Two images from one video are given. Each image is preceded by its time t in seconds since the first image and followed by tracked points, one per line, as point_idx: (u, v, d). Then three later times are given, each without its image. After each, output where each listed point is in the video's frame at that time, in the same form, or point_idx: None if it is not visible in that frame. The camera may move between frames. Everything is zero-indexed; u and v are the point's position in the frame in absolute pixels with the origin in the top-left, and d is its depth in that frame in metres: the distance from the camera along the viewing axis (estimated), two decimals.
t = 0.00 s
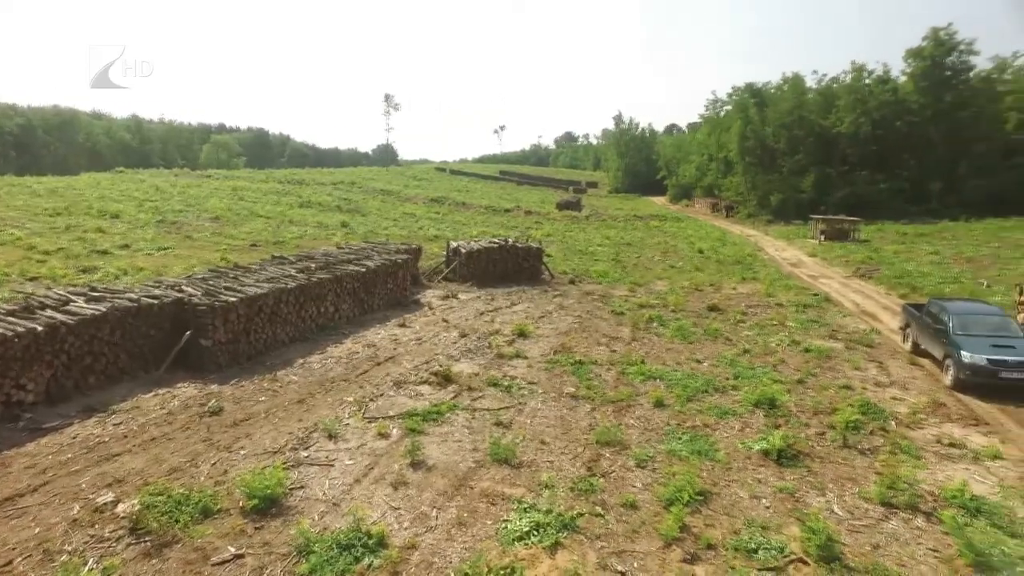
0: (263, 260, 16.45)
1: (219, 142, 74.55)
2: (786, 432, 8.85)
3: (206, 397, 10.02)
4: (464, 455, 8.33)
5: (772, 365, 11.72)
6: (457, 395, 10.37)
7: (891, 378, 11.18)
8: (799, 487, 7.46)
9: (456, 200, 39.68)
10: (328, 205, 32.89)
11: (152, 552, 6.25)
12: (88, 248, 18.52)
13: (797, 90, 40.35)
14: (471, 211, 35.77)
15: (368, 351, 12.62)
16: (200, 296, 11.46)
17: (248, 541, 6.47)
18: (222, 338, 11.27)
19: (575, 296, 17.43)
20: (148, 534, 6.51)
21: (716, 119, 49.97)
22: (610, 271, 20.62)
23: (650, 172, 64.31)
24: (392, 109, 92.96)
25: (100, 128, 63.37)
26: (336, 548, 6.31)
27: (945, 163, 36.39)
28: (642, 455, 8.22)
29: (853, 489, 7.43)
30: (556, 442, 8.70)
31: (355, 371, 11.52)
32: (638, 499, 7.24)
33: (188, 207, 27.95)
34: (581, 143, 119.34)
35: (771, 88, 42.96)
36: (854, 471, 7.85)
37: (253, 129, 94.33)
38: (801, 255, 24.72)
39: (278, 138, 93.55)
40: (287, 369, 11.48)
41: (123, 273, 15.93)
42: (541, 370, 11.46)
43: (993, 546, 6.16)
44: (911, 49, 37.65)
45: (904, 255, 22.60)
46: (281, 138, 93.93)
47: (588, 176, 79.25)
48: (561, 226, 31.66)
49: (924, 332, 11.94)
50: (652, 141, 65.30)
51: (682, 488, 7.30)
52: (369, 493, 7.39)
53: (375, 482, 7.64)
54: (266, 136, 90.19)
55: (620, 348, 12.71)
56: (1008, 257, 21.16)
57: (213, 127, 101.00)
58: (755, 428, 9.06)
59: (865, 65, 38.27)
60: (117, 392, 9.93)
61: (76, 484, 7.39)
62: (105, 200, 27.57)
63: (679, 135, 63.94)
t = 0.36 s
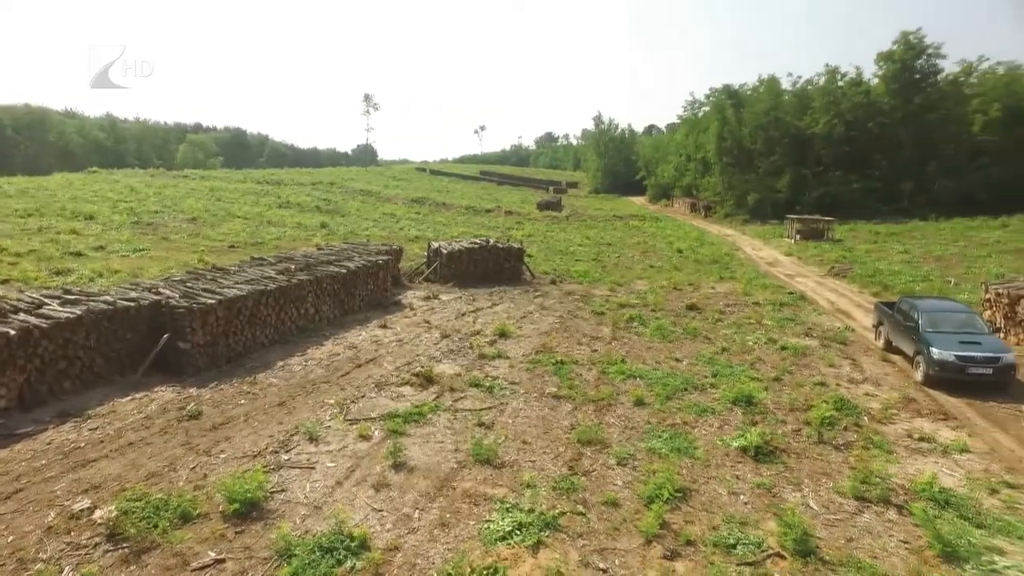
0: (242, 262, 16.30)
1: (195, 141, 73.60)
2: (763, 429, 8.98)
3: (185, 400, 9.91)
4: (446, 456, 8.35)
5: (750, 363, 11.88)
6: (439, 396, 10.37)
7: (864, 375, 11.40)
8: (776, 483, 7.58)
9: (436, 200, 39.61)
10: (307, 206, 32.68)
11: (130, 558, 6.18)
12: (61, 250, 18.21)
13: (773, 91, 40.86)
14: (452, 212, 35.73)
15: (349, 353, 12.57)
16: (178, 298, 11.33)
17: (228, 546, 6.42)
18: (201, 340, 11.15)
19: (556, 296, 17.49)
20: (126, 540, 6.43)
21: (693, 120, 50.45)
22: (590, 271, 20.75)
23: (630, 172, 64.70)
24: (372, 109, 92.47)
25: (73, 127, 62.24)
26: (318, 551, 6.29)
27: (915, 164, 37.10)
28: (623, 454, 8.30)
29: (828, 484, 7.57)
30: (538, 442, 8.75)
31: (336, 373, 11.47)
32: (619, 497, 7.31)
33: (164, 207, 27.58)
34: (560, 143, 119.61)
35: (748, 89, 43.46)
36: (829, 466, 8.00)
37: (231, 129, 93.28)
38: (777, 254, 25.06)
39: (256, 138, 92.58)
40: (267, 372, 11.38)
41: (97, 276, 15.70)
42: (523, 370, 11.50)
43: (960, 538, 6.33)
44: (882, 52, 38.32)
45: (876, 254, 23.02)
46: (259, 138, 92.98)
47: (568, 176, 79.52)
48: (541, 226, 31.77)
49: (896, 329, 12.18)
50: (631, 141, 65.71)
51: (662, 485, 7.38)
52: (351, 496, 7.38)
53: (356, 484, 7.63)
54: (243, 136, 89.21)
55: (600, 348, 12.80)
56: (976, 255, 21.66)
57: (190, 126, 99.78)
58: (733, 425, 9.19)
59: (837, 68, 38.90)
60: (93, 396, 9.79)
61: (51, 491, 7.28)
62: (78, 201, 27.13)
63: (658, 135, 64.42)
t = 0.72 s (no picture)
0: (221, 263, 16.12)
1: (172, 141, 72.58)
2: (741, 426, 9.10)
3: (163, 404, 9.80)
4: (429, 457, 8.34)
5: (729, 361, 12.02)
6: (421, 397, 10.36)
7: (839, 371, 11.60)
8: (755, 479, 7.69)
9: (417, 200, 39.49)
10: (287, 206, 32.40)
11: (107, 565, 6.10)
12: (34, 252, 17.86)
13: (750, 93, 41.32)
14: (432, 212, 35.64)
15: (330, 354, 12.50)
16: (155, 300, 11.19)
17: (209, 550, 6.37)
18: (179, 343, 11.02)
19: (537, 296, 17.54)
20: (103, 546, 6.34)
21: (673, 120, 50.84)
22: (571, 271, 20.84)
23: (610, 172, 65.01)
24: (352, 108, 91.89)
25: (45, 126, 61.06)
26: (300, 554, 6.26)
27: (888, 164, 37.77)
28: (604, 452, 8.37)
29: (805, 479, 7.70)
30: (521, 441, 8.78)
31: (316, 374, 11.40)
32: (602, 495, 7.37)
33: (140, 207, 27.18)
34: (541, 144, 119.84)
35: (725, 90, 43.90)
36: (806, 462, 8.14)
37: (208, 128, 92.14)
38: (754, 253, 25.36)
39: (234, 138, 91.56)
40: (247, 374, 11.29)
41: (72, 277, 15.43)
42: (505, 370, 11.53)
43: (933, 529, 6.48)
44: (855, 55, 38.91)
45: (850, 253, 23.41)
46: (237, 137, 91.96)
47: (549, 176, 79.72)
48: (522, 226, 31.82)
49: (870, 327, 12.40)
50: (611, 142, 66.03)
51: (644, 483, 7.45)
52: (333, 498, 7.35)
53: (338, 486, 7.60)
54: (221, 135, 88.15)
55: (581, 347, 12.87)
56: (946, 254, 22.10)
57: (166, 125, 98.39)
58: (713, 423, 9.30)
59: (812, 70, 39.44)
60: (69, 401, 9.64)
61: (25, 497, 7.16)
62: (51, 202, 26.63)
63: (638, 135, 64.84)
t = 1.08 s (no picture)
0: (199, 264, 15.95)
1: (148, 140, 71.49)
2: (721, 423, 9.22)
3: (141, 407, 9.68)
4: (412, 457, 8.34)
5: (709, 359, 12.17)
6: (403, 397, 10.34)
7: (816, 368, 11.79)
8: (734, 475, 7.79)
9: (398, 200, 39.35)
10: (267, 206, 32.12)
11: (84, 571, 6.02)
12: (6, 253, 17.53)
13: (728, 94, 41.74)
14: (414, 212, 35.54)
15: (311, 355, 12.43)
16: (132, 302, 11.05)
17: (189, 554, 6.31)
18: (157, 345, 10.89)
19: (519, 296, 17.58)
20: (80, 552, 6.26)
21: (652, 121, 51.19)
22: (553, 270, 20.93)
23: (591, 172, 65.27)
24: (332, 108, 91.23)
25: (17, 125, 59.81)
26: (282, 557, 6.23)
27: (862, 165, 38.40)
28: (587, 450, 8.42)
29: (783, 474, 7.83)
30: (504, 441, 8.81)
31: (298, 376, 11.33)
32: (584, 493, 7.42)
33: (116, 208, 26.76)
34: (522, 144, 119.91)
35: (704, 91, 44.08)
36: (784, 457, 8.27)
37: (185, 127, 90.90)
38: (733, 253, 25.64)
39: (212, 137, 90.47)
40: (226, 376, 11.18)
41: (45, 279, 15.16)
42: (487, 370, 11.55)
43: (906, 522, 6.63)
44: (830, 57, 39.44)
45: (827, 252, 23.78)
46: (215, 137, 90.86)
47: (530, 176, 79.83)
48: (504, 226, 31.86)
49: (845, 324, 12.61)
50: (592, 142, 66.31)
51: (626, 481, 7.52)
52: (315, 500, 7.32)
53: (320, 488, 7.57)
54: (198, 135, 87.02)
55: (563, 347, 12.93)
56: (918, 252, 22.53)
57: (142, 124, 96.99)
58: (693, 420, 9.40)
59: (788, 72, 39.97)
60: (42, 405, 9.48)
61: None
62: (24, 202, 26.13)
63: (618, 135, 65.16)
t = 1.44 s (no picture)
0: (174, 265, 15.74)
1: (121, 140, 70.20)
2: (699, 420, 9.31)
3: (114, 411, 9.51)
4: (391, 458, 8.30)
5: (687, 357, 12.29)
6: (383, 398, 10.29)
7: (791, 365, 11.96)
8: (712, 471, 7.88)
9: (377, 200, 39.13)
10: (244, 207, 31.76)
11: None
12: None
13: (704, 94, 42.17)
14: (393, 212, 35.37)
15: (289, 357, 12.31)
16: (104, 304, 10.86)
17: (163, 560, 6.21)
18: (130, 348, 10.71)
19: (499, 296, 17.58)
20: (50, 560, 6.13)
21: (631, 121, 51.55)
22: (533, 270, 20.97)
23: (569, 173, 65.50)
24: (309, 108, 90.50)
25: None
26: (259, 561, 6.16)
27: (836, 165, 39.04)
28: (567, 449, 8.45)
29: (759, 469, 7.93)
30: (484, 441, 8.81)
31: (275, 378, 11.22)
32: (564, 492, 7.45)
33: (88, 209, 26.26)
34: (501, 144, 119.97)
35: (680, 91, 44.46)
36: (760, 453, 8.37)
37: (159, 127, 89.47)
38: (711, 252, 25.91)
39: (187, 137, 89.19)
40: (202, 378, 11.04)
41: (15, 282, 14.83)
42: (468, 370, 11.54)
43: (877, 514, 6.76)
44: (803, 59, 40.06)
45: (801, 251, 24.13)
46: (190, 136, 89.58)
47: (509, 176, 79.89)
48: (483, 226, 31.85)
49: (819, 321, 12.81)
50: (570, 142, 66.57)
51: (605, 479, 7.57)
52: (293, 503, 7.25)
53: (299, 490, 7.49)
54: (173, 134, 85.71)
55: (543, 346, 12.96)
56: (889, 250, 22.97)
57: (115, 124, 95.31)
58: (671, 417, 9.49)
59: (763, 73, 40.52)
60: (11, 409, 9.27)
61: None
62: None
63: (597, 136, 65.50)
